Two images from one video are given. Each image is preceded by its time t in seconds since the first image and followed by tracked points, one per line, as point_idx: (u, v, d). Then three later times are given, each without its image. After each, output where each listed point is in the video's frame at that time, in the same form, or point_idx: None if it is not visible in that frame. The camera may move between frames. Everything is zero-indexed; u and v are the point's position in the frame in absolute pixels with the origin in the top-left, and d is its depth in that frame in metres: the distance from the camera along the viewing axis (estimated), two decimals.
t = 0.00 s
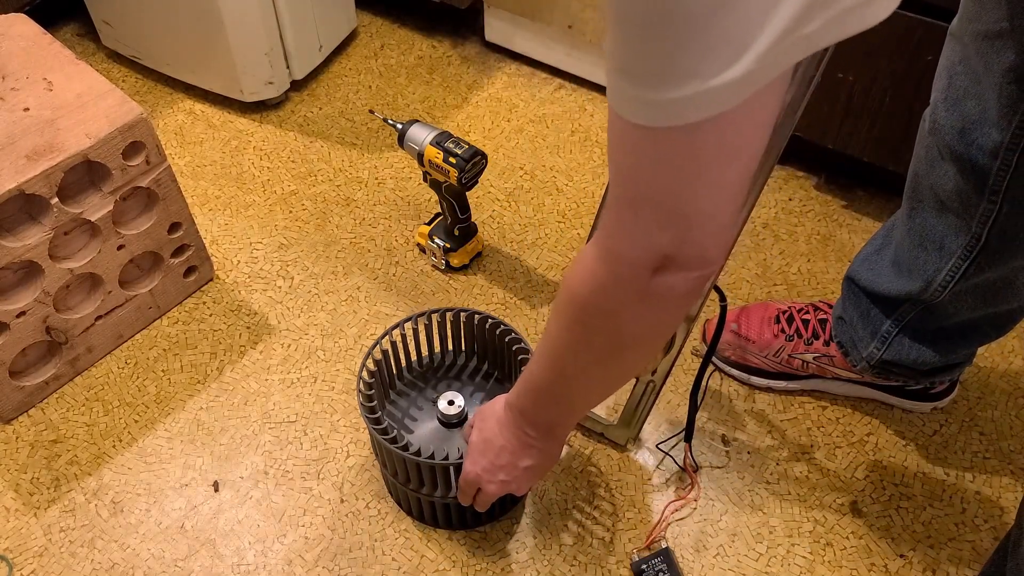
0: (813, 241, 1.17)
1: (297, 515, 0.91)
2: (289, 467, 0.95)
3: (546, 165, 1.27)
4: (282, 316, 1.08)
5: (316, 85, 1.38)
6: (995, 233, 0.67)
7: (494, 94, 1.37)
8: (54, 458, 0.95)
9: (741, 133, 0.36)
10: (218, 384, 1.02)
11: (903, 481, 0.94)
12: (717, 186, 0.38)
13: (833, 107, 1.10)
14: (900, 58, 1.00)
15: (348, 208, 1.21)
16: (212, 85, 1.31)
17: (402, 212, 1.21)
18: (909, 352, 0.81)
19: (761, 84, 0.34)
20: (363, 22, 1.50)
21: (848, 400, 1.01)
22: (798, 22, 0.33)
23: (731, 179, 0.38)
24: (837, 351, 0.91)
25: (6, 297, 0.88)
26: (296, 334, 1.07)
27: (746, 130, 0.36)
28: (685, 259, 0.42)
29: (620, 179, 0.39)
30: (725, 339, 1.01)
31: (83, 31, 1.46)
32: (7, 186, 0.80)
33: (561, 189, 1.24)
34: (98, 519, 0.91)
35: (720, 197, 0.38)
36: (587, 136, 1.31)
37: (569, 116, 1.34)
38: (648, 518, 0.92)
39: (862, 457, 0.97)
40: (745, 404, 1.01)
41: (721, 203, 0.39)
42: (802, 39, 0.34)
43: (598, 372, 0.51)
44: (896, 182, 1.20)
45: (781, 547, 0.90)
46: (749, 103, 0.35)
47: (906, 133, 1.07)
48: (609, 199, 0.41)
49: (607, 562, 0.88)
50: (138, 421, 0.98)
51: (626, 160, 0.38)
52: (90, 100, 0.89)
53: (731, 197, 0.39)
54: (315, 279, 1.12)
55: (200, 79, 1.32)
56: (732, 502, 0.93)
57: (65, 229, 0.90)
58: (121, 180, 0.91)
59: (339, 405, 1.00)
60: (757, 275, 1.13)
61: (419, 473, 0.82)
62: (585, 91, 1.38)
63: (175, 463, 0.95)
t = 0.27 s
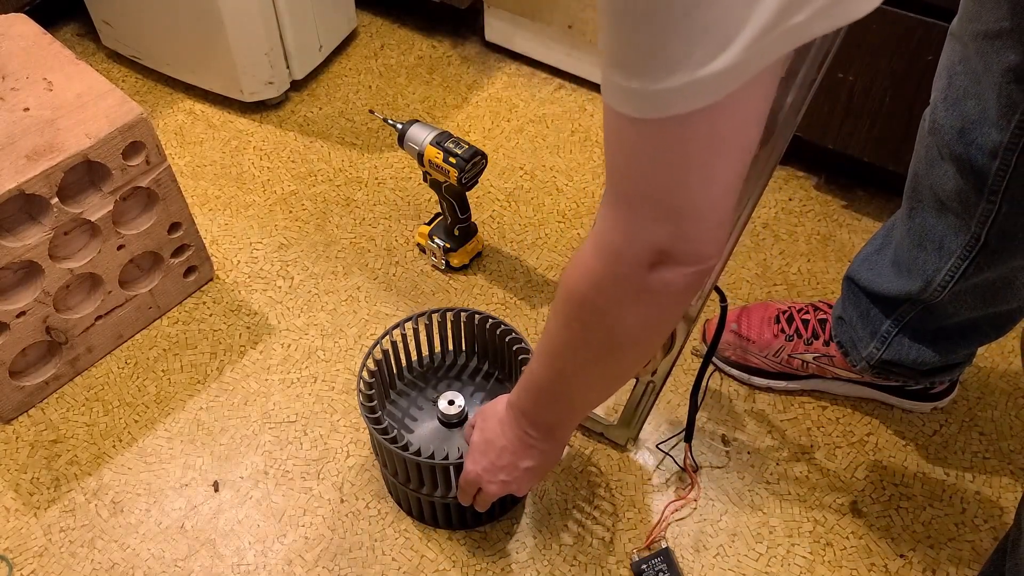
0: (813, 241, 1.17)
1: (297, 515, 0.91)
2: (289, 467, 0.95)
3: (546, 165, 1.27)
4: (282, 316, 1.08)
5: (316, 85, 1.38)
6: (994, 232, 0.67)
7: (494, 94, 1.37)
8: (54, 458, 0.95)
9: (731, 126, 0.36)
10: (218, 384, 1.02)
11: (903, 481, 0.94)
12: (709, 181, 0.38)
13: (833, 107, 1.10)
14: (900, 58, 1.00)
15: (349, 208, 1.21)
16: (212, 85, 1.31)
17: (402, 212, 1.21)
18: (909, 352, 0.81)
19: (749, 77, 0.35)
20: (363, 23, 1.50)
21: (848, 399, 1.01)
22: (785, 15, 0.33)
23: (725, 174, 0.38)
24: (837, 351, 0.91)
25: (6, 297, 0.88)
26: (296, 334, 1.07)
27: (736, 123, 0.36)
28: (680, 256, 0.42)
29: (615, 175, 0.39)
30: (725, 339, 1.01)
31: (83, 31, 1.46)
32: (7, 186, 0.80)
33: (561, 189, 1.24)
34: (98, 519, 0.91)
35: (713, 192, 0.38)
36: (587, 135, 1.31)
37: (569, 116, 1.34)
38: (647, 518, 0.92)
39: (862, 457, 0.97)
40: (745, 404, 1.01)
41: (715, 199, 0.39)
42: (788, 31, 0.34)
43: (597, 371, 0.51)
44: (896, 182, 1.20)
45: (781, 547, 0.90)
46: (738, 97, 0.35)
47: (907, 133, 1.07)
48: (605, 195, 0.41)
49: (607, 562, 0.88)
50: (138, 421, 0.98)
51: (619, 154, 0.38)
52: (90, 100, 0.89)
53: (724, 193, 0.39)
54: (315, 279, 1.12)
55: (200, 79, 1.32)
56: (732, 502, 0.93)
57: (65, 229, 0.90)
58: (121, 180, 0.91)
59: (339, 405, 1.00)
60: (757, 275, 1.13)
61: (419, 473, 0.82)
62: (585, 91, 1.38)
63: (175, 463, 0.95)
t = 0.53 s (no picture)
0: (813, 241, 1.17)
1: (297, 515, 0.91)
2: (289, 467, 0.95)
3: (546, 165, 1.27)
4: (282, 316, 1.08)
5: (316, 85, 1.38)
6: (993, 233, 0.66)
7: (494, 94, 1.37)
8: (54, 458, 0.95)
9: (727, 121, 0.36)
10: (218, 384, 1.02)
11: (903, 481, 0.94)
12: (705, 177, 0.38)
13: (833, 107, 1.10)
14: (900, 58, 1.00)
15: (349, 208, 1.21)
16: (212, 85, 1.31)
17: (402, 212, 1.21)
18: (908, 352, 0.81)
19: (743, 70, 0.35)
20: (362, 22, 1.50)
21: (848, 399, 1.01)
22: (779, 9, 0.33)
23: (722, 169, 0.38)
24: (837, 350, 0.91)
25: (6, 297, 0.88)
26: (296, 334, 1.07)
27: (732, 118, 0.36)
28: (679, 252, 0.41)
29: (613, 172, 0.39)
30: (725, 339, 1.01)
31: (83, 31, 1.46)
32: (7, 186, 0.80)
33: (561, 189, 1.24)
34: (98, 519, 0.91)
35: (709, 188, 0.38)
36: (587, 136, 1.31)
37: (569, 116, 1.34)
38: (647, 518, 0.92)
39: (861, 457, 0.97)
40: (745, 404, 1.01)
41: (712, 195, 0.39)
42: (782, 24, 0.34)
43: (598, 371, 0.51)
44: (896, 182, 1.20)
45: (781, 547, 0.90)
46: (733, 91, 0.35)
47: (907, 133, 1.07)
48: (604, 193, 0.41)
49: (607, 562, 0.88)
50: (137, 421, 0.98)
51: (615, 151, 0.38)
52: (90, 100, 0.89)
53: (721, 189, 0.39)
54: (315, 279, 1.12)
55: (200, 79, 1.32)
56: (732, 502, 0.93)
57: (65, 229, 0.90)
58: (121, 180, 0.90)
59: (339, 405, 1.00)
60: (757, 275, 1.13)
61: (420, 473, 0.82)
62: (585, 91, 1.38)
63: (175, 463, 0.95)
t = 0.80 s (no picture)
0: (813, 241, 1.17)
1: (297, 515, 0.91)
2: (289, 467, 0.95)
3: (546, 165, 1.27)
4: (282, 316, 1.08)
5: (316, 85, 1.38)
6: (993, 232, 0.66)
7: (494, 94, 1.37)
8: (54, 458, 0.95)
9: (732, 123, 0.36)
10: (218, 384, 1.02)
11: (903, 481, 0.94)
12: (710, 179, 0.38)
13: (833, 107, 1.10)
14: (900, 58, 1.00)
15: (349, 208, 1.21)
16: (212, 85, 1.31)
17: (402, 212, 1.21)
18: (908, 352, 0.81)
19: (747, 70, 0.35)
20: (363, 23, 1.50)
21: (848, 399, 1.01)
22: (781, 10, 0.33)
23: (726, 168, 0.38)
24: (838, 351, 0.91)
25: (7, 297, 0.88)
26: (296, 334, 1.07)
27: (736, 121, 0.36)
28: (683, 255, 0.42)
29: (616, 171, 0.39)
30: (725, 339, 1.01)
31: (83, 31, 1.46)
32: (7, 186, 0.80)
33: (561, 189, 1.24)
34: (98, 519, 0.91)
35: (714, 191, 0.38)
36: (587, 135, 1.31)
37: (569, 116, 1.34)
38: (647, 518, 0.92)
39: (861, 457, 0.97)
40: (745, 404, 1.01)
41: (716, 197, 0.39)
42: (787, 27, 0.34)
43: (601, 372, 0.51)
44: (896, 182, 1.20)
45: (781, 547, 0.90)
46: (736, 91, 0.35)
47: (906, 133, 1.07)
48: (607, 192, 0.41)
49: (607, 562, 0.88)
50: (138, 421, 0.98)
51: (618, 149, 0.38)
52: (91, 100, 0.89)
53: (725, 190, 0.39)
54: (315, 279, 1.12)
55: (200, 79, 1.32)
56: (732, 502, 0.93)
57: (65, 229, 0.90)
58: (121, 180, 0.91)
59: (339, 405, 1.00)
60: (757, 275, 1.13)
61: (420, 473, 0.82)
62: (585, 91, 1.38)
63: (175, 463, 0.95)
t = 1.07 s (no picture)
0: (813, 241, 1.17)
1: (297, 515, 0.91)
2: (289, 467, 0.95)
3: (546, 165, 1.27)
4: (283, 316, 1.08)
5: (316, 85, 1.38)
6: (989, 228, 0.67)
7: (494, 94, 1.37)
8: (54, 458, 0.95)
9: (737, 128, 0.36)
10: (218, 384, 1.02)
11: (903, 481, 0.94)
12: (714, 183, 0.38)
13: (833, 107, 1.10)
14: (900, 58, 1.00)
15: (349, 208, 1.21)
16: (212, 85, 1.31)
17: (402, 211, 1.21)
18: (908, 351, 0.81)
19: (755, 76, 0.35)
20: (363, 23, 1.50)
21: (848, 399, 1.01)
22: (790, 15, 0.34)
23: (730, 172, 0.38)
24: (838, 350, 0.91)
25: (7, 297, 0.88)
26: (296, 334, 1.07)
27: (742, 126, 0.37)
28: (684, 257, 0.42)
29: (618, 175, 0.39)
30: (724, 339, 1.01)
31: (83, 31, 1.46)
32: (7, 186, 0.80)
33: (561, 189, 1.24)
34: (98, 519, 0.91)
35: (717, 195, 0.39)
36: (587, 136, 1.31)
37: (570, 116, 1.34)
38: (648, 518, 0.92)
39: (861, 457, 0.97)
40: (745, 404, 1.01)
41: (719, 200, 0.39)
42: (795, 31, 0.34)
43: (601, 374, 0.51)
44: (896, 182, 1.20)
45: (781, 547, 0.90)
46: (744, 96, 0.35)
47: (906, 133, 1.07)
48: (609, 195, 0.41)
49: (607, 562, 0.88)
50: (138, 421, 0.98)
51: (623, 153, 0.38)
52: (91, 100, 0.89)
53: (729, 194, 0.39)
54: (315, 279, 1.12)
55: (200, 79, 1.32)
56: (732, 502, 0.93)
57: (65, 229, 0.90)
58: (121, 180, 0.90)
59: (339, 405, 1.00)
60: (757, 275, 1.13)
61: (420, 473, 0.82)
62: (585, 91, 1.38)
63: (175, 462, 0.95)
